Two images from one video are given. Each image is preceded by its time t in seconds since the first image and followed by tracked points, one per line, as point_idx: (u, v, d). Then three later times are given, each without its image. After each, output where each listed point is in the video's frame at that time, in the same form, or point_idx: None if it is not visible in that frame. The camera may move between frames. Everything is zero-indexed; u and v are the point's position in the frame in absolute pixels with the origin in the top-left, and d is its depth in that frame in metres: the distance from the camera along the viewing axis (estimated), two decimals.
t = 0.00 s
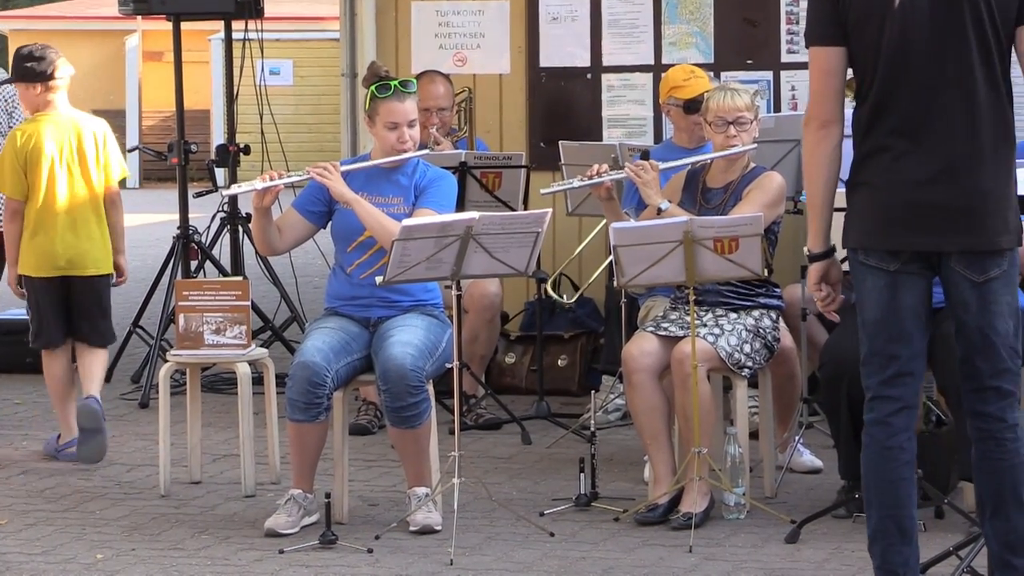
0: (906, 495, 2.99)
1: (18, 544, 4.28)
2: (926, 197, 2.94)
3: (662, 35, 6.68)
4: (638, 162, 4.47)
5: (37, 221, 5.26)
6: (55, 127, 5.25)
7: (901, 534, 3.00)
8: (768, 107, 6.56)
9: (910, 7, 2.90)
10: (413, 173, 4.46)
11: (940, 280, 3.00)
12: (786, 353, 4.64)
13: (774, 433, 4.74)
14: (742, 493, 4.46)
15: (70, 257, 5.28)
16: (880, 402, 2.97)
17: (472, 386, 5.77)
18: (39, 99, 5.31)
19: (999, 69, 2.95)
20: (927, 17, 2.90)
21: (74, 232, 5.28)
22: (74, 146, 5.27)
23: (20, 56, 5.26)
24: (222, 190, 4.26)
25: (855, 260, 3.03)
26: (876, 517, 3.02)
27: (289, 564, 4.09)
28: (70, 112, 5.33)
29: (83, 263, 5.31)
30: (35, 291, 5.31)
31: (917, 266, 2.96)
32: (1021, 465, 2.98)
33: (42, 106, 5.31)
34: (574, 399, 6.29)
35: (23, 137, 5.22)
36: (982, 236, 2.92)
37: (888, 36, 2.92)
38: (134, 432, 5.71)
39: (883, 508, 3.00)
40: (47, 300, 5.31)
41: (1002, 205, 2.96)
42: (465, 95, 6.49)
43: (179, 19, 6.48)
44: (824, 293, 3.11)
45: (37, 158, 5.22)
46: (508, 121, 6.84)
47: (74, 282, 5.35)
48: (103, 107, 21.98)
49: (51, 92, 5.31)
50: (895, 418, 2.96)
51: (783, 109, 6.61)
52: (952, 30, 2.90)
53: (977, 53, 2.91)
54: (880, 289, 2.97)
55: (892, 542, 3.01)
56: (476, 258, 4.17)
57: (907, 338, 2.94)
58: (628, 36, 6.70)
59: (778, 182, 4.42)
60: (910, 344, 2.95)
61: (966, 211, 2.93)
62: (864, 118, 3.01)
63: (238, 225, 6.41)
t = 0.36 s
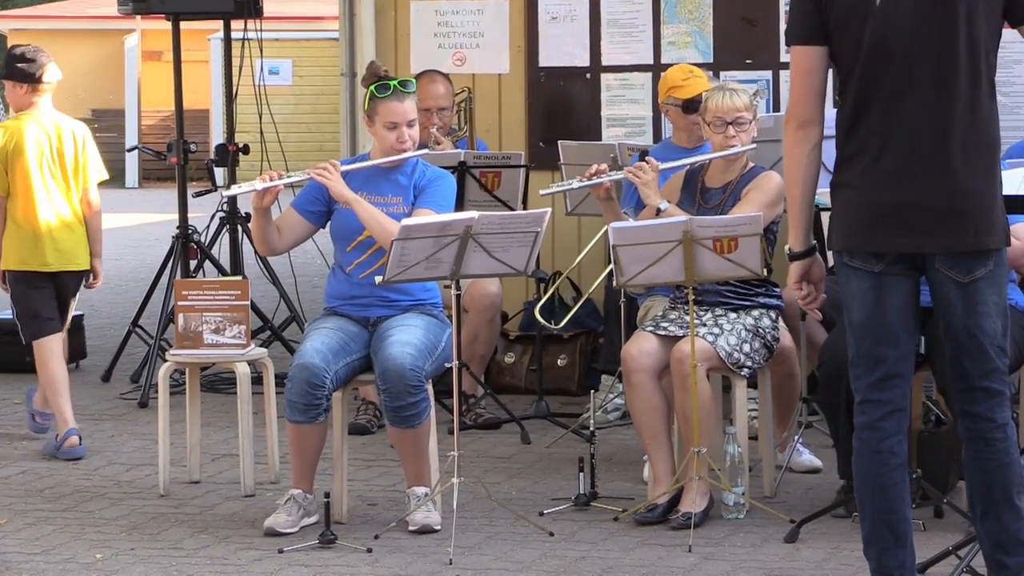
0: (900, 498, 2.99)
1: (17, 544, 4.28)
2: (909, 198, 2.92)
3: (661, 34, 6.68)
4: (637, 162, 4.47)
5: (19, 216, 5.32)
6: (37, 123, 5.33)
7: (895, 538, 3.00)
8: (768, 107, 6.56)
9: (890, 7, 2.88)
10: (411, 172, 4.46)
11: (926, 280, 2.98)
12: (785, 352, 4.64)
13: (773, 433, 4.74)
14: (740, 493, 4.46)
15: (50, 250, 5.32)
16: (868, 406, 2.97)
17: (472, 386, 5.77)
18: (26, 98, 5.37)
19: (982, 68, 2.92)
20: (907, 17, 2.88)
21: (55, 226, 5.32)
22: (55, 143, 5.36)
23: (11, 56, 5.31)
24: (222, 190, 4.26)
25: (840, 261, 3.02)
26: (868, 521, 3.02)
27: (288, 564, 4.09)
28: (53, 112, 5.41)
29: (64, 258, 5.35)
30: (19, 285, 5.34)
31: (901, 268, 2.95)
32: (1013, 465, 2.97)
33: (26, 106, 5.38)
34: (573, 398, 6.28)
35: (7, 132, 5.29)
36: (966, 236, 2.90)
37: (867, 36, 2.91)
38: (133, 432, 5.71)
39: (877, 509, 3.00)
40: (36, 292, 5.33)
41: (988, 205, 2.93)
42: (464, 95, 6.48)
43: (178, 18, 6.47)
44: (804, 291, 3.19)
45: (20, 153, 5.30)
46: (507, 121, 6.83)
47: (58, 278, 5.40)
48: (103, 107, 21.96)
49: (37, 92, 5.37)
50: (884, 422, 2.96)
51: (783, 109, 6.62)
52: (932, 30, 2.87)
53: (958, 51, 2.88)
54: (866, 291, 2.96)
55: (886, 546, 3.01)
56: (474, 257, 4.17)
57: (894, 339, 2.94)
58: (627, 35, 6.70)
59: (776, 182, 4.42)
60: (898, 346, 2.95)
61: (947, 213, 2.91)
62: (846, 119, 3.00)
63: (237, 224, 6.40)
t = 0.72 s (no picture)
0: (895, 499, 2.99)
1: (16, 543, 4.28)
2: (900, 199, 2.92)
3: (661, 34, 6.69)
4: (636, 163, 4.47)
5: None
6: (20, 120, 5.73)
7: (891, 538, 3.00)
8: (767, 106, 6.56)
9: (878, 8, 2.89)
10: (410, 172, 4.46)
11: (920, 282, 2.98)
12: (784, 352, 4.65)
13: (772, 433, 4.75)
14: (739, 493, 4.46)
15: (28, 240, 5.68)
16: (861, 408, 2.97)
17: (471, 385, 5.77)
18: (7, 93, 5.74)
19: (974, 67, 2.91)
20: (894, 18, 2.88)
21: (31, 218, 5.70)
22: (39, 140, 5.78)
23: None
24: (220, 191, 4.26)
25: (834, 263, 3.03)
26: (864, 522, 3.02)
27: (286, 564, 4.09)
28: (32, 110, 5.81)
29: (38, 249, 5.72)
30: None
31: (894, 270, 2.95)
32: (1009, 465, 2.98)
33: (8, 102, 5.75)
34: (572, 398, 6.28)
35: None
36: (959, 236, 2.89)
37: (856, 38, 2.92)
38: (131, 432, 5.71)
39: (873, 510, 3.00)
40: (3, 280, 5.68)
41: (983, 204, 2.92)
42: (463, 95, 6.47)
43: (177, 18, 6.47)
44: (804, 295, 3.20)
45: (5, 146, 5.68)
46: (506, 121, 6.83)
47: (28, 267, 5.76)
48: (102, 107, 21.97)
49: (19, 89, 5.75)
50: (879, 424, 2.96)
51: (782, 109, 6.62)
52: (920, 30, 2.87)
53: (948, 51, 2.88)
54: (860, 293, 2.97)
55: (883, 547, 3.01)
56: (473, 257, 4.17)
57: (888, 341, 2.94)
58: (626, 35, 6.70)
59: (775, 182, 4.42)
60: (892, 348, 2.95)
61: (940, 213, 2.90)
62: (837, 121, 3.00)
63: (236, 224, 6.40)
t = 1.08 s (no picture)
0: (894, 499, 2.99)
1: (16, 543, 4.28)
2: (899, 198, 2.92)
3: (661, 34, 6.69)
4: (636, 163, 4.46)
5: None
6: None
7: (891, 538, 3.00)
8: (767, 106, 6.57)
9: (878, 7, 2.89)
10: (410, 172, 4.46)
11: (917, 284, 2.98)
12: (785, 351, 4.65)
13: (772, 433, 4.75)
14: (739, 492, 4.46)
15: None
16: (860, 409, 2.97)
17: (471, 385, 5.77)
18: None
19: (973, 67, 2.92)
20: (894, 17, 2.88)
21: None
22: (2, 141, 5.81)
23: None
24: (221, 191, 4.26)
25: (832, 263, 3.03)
26: (864, 523, 3.03)
27: (286, 564, 4.08)
28: None
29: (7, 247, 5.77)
30: None
31: (893, 270, 2.95)
32: (1008, 465, 2.98)
33: None
34: (572, 398, 6.28)
35: None
36: (958, 236, 2.90)
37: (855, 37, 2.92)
38: (130, 432, 5.70)
39: (872, 510, 3.00)
40: None
41: (980, 204, 2.93)
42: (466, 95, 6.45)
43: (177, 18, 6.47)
44: (798, 298, 3.18)
45: None
46: (507, 120, 6.83)
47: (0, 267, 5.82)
48: (102, 107, 21.97)
49: None
50: (877, 424, 2.96)
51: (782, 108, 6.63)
52: (919, 30, 2.88)
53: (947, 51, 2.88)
54: (857, 295, 2.97)
55: (883, 547, 3.01)
56: (473, 257, 4.17)
57: (886, 342, 2.94)
58: (626, 35, 6.70)
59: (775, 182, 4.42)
60: (890, 349, 2.95)
61: (939, 213, 2.90)
62: (836, 121, 3.00)
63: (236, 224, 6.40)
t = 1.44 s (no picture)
0: (894, 499, 2.99)
1: (16, 543, 4.28)
2: (898, 199, 2.92)
3: (661, 34, 6.69)
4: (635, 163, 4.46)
5: None
6: None
7: (891, 539, 3.00)
8: (767, 106, 6.57)
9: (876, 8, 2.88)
10: (410, 172, 4.46)
11: (917, 284, 2.98)
12: (785, 351, 4.65)
13: (772, 434, 4.75)
14: (739, 493, 4.46)
15: None
16: (861, 410, 2.97)
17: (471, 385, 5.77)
18: None
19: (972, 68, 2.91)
20: (893, 19, 2.87)
21: None
22: None
23: None
24: (222, 190, 4.26)
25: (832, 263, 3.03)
26: (864, 524, 3.03)
27: (286, 564, 4.08)
28: None
29: None
30: None
31: (892, 270, 2.95)
32: (1008, 467, 2.98)
33: None
34: (572, 398, 6.29)
35: None
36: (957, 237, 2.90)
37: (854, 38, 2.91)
38: (130, 432, 5.70)
39: (873, 510, 3.00)
40: None
41: (979, 205, 2.93)
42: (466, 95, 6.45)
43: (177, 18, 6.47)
44: (803, 298, 3.18)
45: None
46: (507, 120, 6.84)
47: None
48: (103, 107, 21.97)
49: None
50: (878, 425, 2.96)
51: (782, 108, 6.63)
52: (918, 31, 2.87)
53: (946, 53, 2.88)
54: (857, 295, 2.96)
55: (883, 548, 3.01)
56: (473, 257, 4.17)
57: (886, 343, 2.93)
58: (626, 34, 6.70)
59: (775, 182, 4.42)
60: (891, 350, 2.95)
61: (938, 215, 2.90)
62: (835, 122, 3.00)
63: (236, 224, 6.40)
